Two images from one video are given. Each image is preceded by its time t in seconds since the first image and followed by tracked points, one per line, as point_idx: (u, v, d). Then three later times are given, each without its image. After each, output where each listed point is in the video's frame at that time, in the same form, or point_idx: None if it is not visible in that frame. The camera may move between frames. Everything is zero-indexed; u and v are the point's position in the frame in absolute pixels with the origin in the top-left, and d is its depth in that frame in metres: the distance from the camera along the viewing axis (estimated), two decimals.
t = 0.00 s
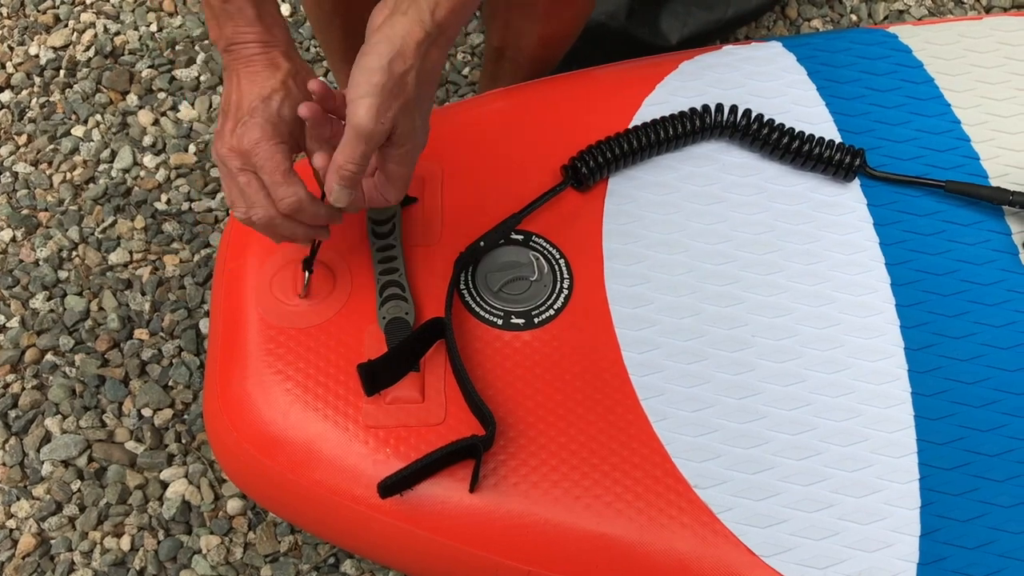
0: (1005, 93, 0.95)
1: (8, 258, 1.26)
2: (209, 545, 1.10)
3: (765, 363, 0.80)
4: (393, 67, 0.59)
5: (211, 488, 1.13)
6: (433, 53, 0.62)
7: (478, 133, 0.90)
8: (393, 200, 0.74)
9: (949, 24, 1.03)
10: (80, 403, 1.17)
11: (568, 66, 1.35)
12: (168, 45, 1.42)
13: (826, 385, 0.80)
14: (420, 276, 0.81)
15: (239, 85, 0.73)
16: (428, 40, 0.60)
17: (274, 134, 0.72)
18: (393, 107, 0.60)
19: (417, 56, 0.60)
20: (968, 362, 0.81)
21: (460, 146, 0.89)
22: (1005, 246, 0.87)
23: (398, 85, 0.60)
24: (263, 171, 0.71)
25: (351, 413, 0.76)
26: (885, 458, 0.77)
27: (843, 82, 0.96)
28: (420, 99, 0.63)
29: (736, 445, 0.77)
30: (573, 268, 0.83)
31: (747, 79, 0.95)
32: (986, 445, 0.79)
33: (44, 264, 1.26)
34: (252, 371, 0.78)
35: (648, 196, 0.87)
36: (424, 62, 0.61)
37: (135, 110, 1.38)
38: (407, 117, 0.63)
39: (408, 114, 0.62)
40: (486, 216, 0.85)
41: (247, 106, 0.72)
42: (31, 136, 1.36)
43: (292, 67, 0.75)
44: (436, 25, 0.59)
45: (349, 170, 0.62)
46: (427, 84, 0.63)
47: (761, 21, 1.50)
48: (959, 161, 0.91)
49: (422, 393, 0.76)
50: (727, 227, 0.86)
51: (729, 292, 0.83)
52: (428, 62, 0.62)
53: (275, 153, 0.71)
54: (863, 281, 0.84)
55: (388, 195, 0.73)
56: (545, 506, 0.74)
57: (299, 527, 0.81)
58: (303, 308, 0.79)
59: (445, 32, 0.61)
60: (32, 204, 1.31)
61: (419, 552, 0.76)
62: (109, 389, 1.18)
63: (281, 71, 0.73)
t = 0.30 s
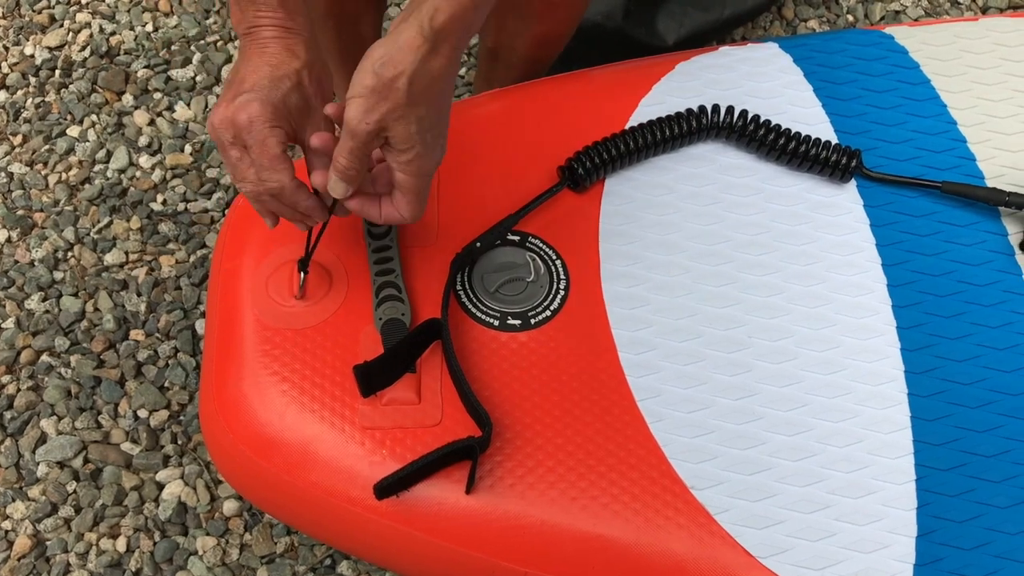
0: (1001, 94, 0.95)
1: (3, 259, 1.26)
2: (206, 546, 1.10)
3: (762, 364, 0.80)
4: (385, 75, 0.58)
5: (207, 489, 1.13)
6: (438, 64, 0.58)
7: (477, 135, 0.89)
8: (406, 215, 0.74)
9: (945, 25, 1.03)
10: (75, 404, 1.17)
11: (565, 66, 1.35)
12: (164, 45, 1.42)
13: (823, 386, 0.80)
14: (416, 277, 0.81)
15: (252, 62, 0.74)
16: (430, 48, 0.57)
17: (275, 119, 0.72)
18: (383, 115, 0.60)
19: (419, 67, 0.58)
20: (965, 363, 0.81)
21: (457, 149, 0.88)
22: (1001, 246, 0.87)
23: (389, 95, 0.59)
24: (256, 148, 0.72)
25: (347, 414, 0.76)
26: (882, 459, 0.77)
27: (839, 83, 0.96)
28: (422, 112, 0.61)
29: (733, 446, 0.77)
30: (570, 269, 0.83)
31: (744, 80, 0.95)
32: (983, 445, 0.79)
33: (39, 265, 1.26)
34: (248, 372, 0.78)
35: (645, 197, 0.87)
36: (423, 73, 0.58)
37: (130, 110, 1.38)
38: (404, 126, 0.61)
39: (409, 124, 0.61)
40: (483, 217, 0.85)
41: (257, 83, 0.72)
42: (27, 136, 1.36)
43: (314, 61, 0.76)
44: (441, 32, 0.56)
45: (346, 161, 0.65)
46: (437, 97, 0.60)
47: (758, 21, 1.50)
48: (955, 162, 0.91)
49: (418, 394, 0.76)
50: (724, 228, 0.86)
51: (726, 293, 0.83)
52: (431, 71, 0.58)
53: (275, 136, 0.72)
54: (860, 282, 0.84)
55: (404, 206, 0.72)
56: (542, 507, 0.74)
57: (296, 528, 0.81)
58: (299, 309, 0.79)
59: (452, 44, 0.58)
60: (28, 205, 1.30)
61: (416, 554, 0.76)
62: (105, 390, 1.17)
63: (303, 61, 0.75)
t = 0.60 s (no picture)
0: (1000, 93, 0.95)
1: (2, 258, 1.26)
2: (205, 545, 1.10)
3: (760, 363, 0.80)
4: (426, 224, 0.57)
5: (206, 488, 1.13)
6: (470, 196, 0.53)
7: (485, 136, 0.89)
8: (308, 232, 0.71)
9: (944, 25, 1.03)
10: (74, 403, 1.17)
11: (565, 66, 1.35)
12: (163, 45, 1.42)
13: (821, 385, 0.80)
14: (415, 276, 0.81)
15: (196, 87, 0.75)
16: (470, 166, 0.53)
17: (211, 143, 0.72)
18: (447, 242, 0.55)
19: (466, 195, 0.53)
20: (963, 363, 0.81)
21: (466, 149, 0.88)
22: (999, 246, 0.87)
23: (445, 221, 0.54)
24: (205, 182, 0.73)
25: (346, 413, 0.76)
26: (880, 457, 0.78)
27: (838, 83, 0.96)
28: (488, 225, 0.54)
29: (732, 445, 0.77)
30: (568, 269, 0.83)
31: (742, 79, 0.95)
32: (981, 444, 0.79)
33: (38, 264, 1.26)
34: (247, 371, 0.78)
35: (644, 196, 0.87)
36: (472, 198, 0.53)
37: (129, 109, 1.37)
38: (469, 243, 0.54)
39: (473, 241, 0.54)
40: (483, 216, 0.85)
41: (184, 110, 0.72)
42: (26, 135, 1.36)
43: (233, 52, 0.72)
44: (480, 152, 0.52)
45: (449, 302, 0.59)
46: (499, 205, 0.54)
47: (757, 22, 1.50)
48: (954, 161, 0.91)
49: (417, 393, 0.76)
50: (723, 227, 0.86)
51: (724, 292, 0.83)
52: (461, 204, 0.53)
53: (213, 164, 0.72)
54: (858, 281, 0.84)
55: (508, 352, 0.59)
56: (541, 506, 0.74)
57: (296, 528, 0.81)
58: (298, 308, 0.79)
59: (492, 155, 0.53)
60: (27, 204, 1.30)
61: (415, 553, 0.76)
62: (104, 389, 1.17)
63: (213, 62, 0.72)
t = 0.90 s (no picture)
0: (1002, 95, 0.95)
1: (3, 257, 1.26)
2: (206, 544, 1.10)
3: (762, 364, 0.80)
4: (469, 336, 0.58)
5: (207, 487, 1.13)
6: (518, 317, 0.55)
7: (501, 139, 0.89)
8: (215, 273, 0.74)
9: (946, 26, 1.03)
10: (75, 402, 1.17)
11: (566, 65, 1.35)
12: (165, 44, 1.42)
13: (822, 387, 0.80)
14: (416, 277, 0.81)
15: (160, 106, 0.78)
16: (517, 292, 0.54)
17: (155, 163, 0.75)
18: (491, 355, 0.58)
19: (506, 333, 0.56)
20: (964, 365, 0.81)
21: (472, 149, 0.88)
22: (1001, 248, 0.87)
23: (496, 341, 0.56)
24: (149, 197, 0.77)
25: (348, 414, 0.76)
26: (881, 459, 0.78)
27: (839, 84, 0.96)
28: (533, 334, 0.57)
29: (733, 446, 0.77)
30: (570, 270, 0.83)
31: (744, 80, 0.95)
32: (982, 446, 0.79)
33: (40, 263, 1.26)
34: (249, 373, 0.78)
35: (645, 198, 0.87)
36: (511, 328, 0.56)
37: (130, 108, 1.37)
38: (519, 354, 0.57)
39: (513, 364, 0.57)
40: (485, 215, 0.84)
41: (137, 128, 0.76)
42: (27, 134, 1.36)
43: (176, 83, 0.74)
44: (526, 278, 0.54)
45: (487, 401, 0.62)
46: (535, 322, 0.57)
47: (758, 22, 1.50)
48: (955, 163, 0.91)
49: (418, 395, 0.76)
50: (725, 228, 0.86)
51: (725, 293, 0.83)
52: (512, 328, 0.56)
53: (152, 182, 0.75)
54: (860, 282, 0.84)
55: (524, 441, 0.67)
56: (542, 507, 0.74)
57: (298, 529, 0.81)
58: (299, 310, 0.79)
59: (532, 282, 0.54)
60: (28, 203, 1.30)
61: (418, 554, 0.76)
62: (105, 389, 1.18)
63: (157, 92, 0.74)
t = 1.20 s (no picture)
0: (1004, 94, 0.95)
1: (6, 257, 1.26)
2: (207, 544, 1.10)
3: (764, 364, 0.80)
4: (449, 208, 0.61)
5: (209, 486, 1.13)
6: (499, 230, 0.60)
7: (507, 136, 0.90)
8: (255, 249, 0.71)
9: (948, 26, 1.03)
10: (78, 402, 1.17)
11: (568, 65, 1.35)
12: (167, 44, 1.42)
13: (825, 387, 0.80)
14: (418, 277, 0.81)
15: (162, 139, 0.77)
16: (514, 208, 0.58)
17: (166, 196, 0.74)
18: (452, 230, 0.61)
19: (473, 215, 0.60)
20: (967, 364, 0.81)
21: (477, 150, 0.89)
22: (1003, 247, 0.87)
23: (457, 221, 0.61)
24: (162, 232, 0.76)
25: (350, 413, 0.76)
26: (883, 459, 0.78)
27: (841, 84, 0.96)
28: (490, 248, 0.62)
29: (735, 445, 0.77)
30: (571, 270, 0.83)
31: (746, 80, 0.95)
32: (984, 446, 0.79)
33: (42, 263, 1.26)
34: (251, 371, 0.78)
35: (647, 197, 0.87)
36: (482, 217, 0.59)
37: (133, 109, 1.38)
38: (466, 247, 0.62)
39: (456, 241, 0.62)
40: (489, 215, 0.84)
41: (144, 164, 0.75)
42: (30, 134, 1.36)
43: (181, 115, 0.74)
44: (533, 198, 0.57)
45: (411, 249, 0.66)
46: (506, 234, 0.60)
47: (760, 22, 1.50)
48: (958, 162, 0.91)
49: (420, 394, 0.76)
50: (727, 228, 0.86)
51: (727, 292, 0.83)
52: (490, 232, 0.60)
53: (167, 217, 0.75)
54: (862, 282, 0.84)
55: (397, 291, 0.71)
56: (544, 506, 0.74)
57: (300, 528, 0.81)
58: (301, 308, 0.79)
59: (534, 210, 0.58)
60: (31, 203, 1.31)
61: (420, 553, 0.76)
62: (107, 388, 1.18)
63: (162, 126, 0.74)
